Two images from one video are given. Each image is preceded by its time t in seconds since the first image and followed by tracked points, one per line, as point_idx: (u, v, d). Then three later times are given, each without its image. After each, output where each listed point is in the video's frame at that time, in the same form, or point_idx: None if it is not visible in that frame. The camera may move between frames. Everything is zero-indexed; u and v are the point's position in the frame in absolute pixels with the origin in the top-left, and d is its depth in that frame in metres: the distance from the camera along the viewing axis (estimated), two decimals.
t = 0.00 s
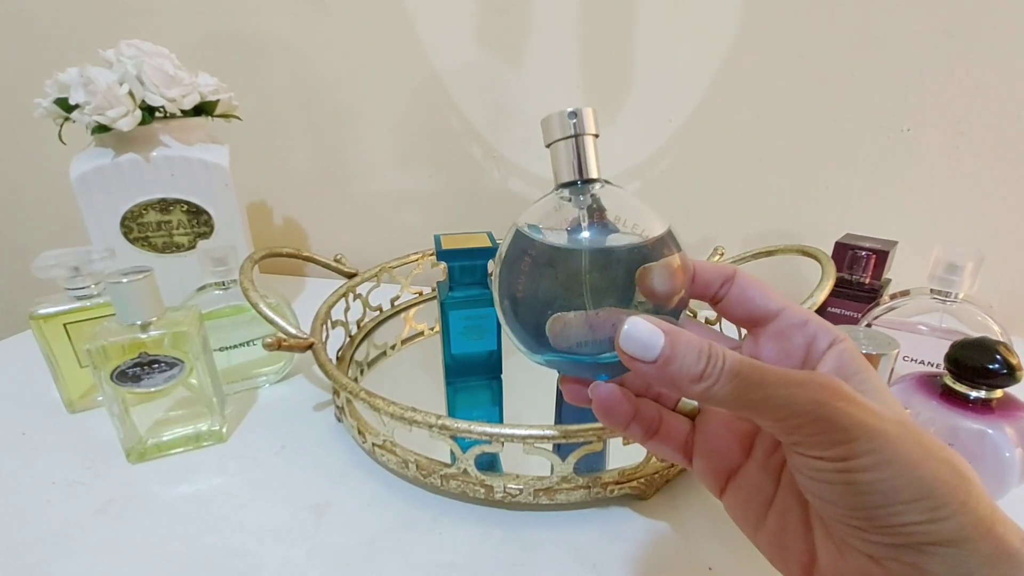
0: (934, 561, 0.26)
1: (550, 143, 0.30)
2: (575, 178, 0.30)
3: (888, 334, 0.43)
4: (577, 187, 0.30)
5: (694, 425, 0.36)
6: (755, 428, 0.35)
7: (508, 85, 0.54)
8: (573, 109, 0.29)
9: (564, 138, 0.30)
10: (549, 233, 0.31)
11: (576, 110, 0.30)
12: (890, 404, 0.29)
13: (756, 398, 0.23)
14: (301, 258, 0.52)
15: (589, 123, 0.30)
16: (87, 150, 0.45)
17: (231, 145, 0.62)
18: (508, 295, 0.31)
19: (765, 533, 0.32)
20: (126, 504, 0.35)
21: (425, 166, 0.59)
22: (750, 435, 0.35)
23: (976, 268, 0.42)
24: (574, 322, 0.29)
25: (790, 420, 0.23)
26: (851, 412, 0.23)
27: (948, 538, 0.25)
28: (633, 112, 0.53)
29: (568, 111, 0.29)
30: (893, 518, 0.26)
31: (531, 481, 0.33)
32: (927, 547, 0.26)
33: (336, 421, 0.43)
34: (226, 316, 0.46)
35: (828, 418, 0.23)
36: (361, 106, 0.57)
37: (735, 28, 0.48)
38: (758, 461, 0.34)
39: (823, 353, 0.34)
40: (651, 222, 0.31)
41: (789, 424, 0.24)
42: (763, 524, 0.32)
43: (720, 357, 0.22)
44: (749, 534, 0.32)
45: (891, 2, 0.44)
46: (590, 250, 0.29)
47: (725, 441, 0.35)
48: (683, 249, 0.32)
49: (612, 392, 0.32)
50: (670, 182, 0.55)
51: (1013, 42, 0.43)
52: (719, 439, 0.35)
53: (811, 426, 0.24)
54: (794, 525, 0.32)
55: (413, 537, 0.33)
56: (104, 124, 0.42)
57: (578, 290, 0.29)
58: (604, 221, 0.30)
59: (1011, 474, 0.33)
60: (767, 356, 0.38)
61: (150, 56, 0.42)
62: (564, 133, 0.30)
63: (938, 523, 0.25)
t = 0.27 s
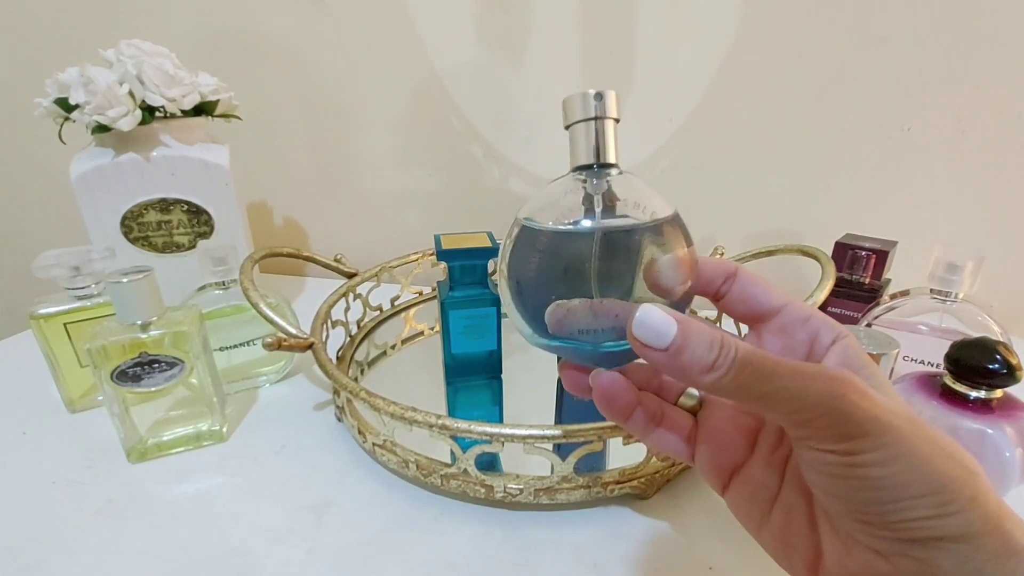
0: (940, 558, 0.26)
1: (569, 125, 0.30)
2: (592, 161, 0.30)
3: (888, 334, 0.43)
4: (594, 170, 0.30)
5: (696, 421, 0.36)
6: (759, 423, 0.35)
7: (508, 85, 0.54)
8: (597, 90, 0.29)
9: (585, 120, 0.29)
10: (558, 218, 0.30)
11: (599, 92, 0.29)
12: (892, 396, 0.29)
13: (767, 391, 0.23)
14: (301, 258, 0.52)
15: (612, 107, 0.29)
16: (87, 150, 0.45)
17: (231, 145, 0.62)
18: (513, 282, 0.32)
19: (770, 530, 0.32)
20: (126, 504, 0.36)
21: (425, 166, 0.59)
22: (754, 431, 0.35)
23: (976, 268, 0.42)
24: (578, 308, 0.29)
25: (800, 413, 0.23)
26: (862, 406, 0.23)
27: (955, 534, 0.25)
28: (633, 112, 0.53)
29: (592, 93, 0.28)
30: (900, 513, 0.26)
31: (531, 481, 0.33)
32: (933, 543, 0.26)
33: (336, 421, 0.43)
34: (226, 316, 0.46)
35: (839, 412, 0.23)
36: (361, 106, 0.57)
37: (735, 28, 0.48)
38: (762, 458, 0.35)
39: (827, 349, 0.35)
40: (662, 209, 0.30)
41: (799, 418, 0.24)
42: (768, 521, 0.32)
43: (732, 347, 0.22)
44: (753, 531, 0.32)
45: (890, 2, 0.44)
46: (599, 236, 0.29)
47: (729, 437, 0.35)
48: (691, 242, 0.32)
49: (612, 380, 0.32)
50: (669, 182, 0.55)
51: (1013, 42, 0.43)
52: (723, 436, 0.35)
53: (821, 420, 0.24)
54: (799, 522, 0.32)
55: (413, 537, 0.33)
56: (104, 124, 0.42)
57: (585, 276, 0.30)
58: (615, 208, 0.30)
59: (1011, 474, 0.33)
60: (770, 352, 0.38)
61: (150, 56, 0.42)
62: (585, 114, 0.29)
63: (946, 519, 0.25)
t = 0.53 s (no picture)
0: (941, 557, 0.26)
1: (579, 124, 0.30)
2: (599, 162, 0.30)
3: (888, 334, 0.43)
4: (601, 171, 0.30)
5: (695, 421, 0.36)
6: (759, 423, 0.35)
7: (508, 85, 0.54)
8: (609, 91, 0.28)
9: (595, 120, 0.29)
10: (563, 218, 0.31)
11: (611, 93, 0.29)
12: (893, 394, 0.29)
13: (768, 391, 0.23)
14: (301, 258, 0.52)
15: (622, 109, 0.29)
16: (87, 150, 0.45)
17: (231, 145, 0.62)
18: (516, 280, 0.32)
19: (770, 529, 0.32)
20: (126, 504, 0.36)
21: (425, 167, 0.59)
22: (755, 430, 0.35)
23: (976, 268, 0.42)
24: (580, 307, 0.29)
25: (802, 412, 0.23)
26: (864, 405, 0.23)
27: (957, 533, 0.25)
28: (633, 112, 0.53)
29: (604, 93, 0.28)
30: (902, 512, 0.26)
31: (531, 481, 0.33)
32: (935, 542, 0.26)
33: (336, 421, 0.43)
34: (226, 316, 0.46)
35: (841, 411, 0.23)
36: (361, 107, 0.57)
37: (735, 29, 0.48)
38: (762, 457, 0.35)
39: (826, 349, 0.35)
40: (666, 212, 0.31)
41: (801, 417, 0.24)
42: (769, 520, 0.32)
43: (733, 347, 0.23)
44: (753, 530, 0.32)
45: (890, 2, 0.44)
46: (603, 237, 0.29)
47: (730, 436, 0.35)
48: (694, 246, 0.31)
49: (610, 380, 0.32)
50: (669, 183, 0.55)
51: (1013, 42, 0.43)
52: (723, 435, 0.35)
53: (822, 419, 0.24)
54: (799, 522, 0.32)
55: (413, 537, 0.33)
56: (104, 124, 0.42)
57: (587, 276, 0.30)
58: (618, 210, 0.30)
59: (1011, 474, 0.33)
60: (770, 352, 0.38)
61: (150, 57, 0.42)
62: (595, 115, 0.29)
63: (948, 518, 0.25)
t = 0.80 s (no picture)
0: (945, 556, 0.26)
1: (584, 118, 0.29)
2: (603, 157, 0.30)
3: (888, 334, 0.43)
4: (605, 167, 0.30)
5: (695, 421, 0.36)
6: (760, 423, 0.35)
7: (508, 85, 0.53)
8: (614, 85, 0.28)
9: (600, 114, 0.29)
10: (566, 214, 0.30)
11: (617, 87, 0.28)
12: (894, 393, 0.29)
13: (771, 390, 0.23)
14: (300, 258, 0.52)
15: (628, 103, 0.28)
16: (87, 150, 0.45)
17: (231, 145, 0.62)
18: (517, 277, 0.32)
19: (772, 529, 0.32)
20: (126, 504, 0.36)
21: (425, 166, 0.59)
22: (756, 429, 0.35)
23: (976, 268, 0.42)
24: (581, 306, 0.30)
25: (805, 411, 0.23)
26: (867, 404, 0.23)
27: (961, 532, 0.25)
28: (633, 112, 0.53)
29: (609, 87, 0.28)
30: (905, 512, 0.26)
31: (531, 481, 0.33)
32: (938, 541, 0.26)
33: (336, 421, 0.43)
34: (226, 316, 0.46)
35: (844, 410, 0.23)
36: (361, 107, 0.57)
37: (735, 28, 0.48)
38: (763, 456, 0.34)
39: (827, 348, 0.35)
40: (670, 209, 0.30)
41: (804, 416, 0.24)
42: (771, 520, 0.32)
43: (735, 346, 0.23)
44: (755, 530, 0.32)
45: (890, 1, 0.44)
46: (605, 234, 0.29)
47: (731, 435, 0.35)
48: (698, 245, 0.31)
49: (611, 378, 0.31)
50: (669, 183, 0.55)
51: (1013, 42, 0.43)
52: (725, 434, 0.35)
53: (826, 418, 0.24)
54: (802, 522, 0.32)
55: (413, 537, 0.33)
56: (104, 124, 0.42)
57: (589, 274, 0.30)
58: (621, 207, 0.30)
59: (1011, 474, 0.33)
60: (771, 351, 0.38)
61: (149, 57, 0.42)
62: (600, 110, 0.28)
63: (951, 517, 0.25)
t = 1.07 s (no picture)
0: (945, 557, 0.26)
1: (584, 121, 0.29)
2: (603, 161, 0.29)
3: (888, 334, 0.43)
4: (605, 170, 0.30)
5: (695, 422, 0.36)
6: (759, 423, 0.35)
7: (508, 85, 0.54)
8: (615, 89, 0.28)
9: (600, 118, 0.28)
10: (566, 217, 0.30)
11: (616, 90, 0.28)
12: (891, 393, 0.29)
13: (770, 393, 0.23)
14: (300, 258, 0.52)
15: (629, 107, 0.28)
16: (87, 151, 0.45)
17: (231, 145, 0.62)
18: (516, 279, 0.32)
19: (772, 530, 0.32)
20: (125, 504, 0.36)
21: (425, 167, 0.59)
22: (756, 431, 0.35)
23: (976, 268, 0.42)
24: (580, 309, 0.30)
25: (804, 413, 0.23)
26: (866, 405, 0.23)
27: (961, 533, 0.25)
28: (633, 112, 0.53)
29: (609, 91, 0.28)
30: (905, 512, 0.26)
31: (531, 481, 0.33)
32: (939, 542, 0.26)
33: (336, 421, 0.43)
34: (226, 317, 0.46)
35: (843, 412, 0.23)
36: (361, 107, 0.57)
37: (735, 28, 0.48)
38: (763, 457, 0.34)
39: (826, 348, 0.35)
40: (670, 213, 0.30)
41: (803, 418, 0.24)
42: (770, 521, 0.32)
43: (732, 351, 0.23)
44: (754, 532, 0.32)
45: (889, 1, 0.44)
46: (604, 237, 0.29)
47: (731, 436, 0.36)
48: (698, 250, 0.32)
49: (608, 381, 0.31)
50: (669, 183, 0.55)
51: (1013, 42, 0.43)
52: (725, 435, 0.35)
53: (826, 420, 0.24)
54: (801, 523, 0.32)
55: (412, 537, 0.33)
56: (104, 125, 0.42)
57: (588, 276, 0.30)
58: (620, 211, 0.30)
59: (1011, 474, 0.33)
60: (770, 352, 0.38)
61: (150, 57, 0.43)
62: (600, 113, 0.28)
63: (951, 518, 0.25)
